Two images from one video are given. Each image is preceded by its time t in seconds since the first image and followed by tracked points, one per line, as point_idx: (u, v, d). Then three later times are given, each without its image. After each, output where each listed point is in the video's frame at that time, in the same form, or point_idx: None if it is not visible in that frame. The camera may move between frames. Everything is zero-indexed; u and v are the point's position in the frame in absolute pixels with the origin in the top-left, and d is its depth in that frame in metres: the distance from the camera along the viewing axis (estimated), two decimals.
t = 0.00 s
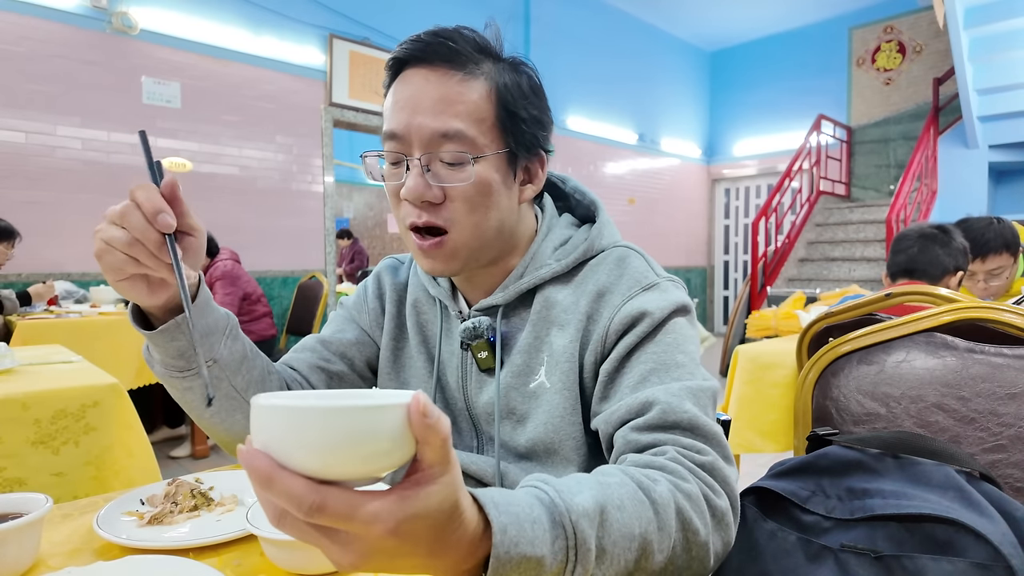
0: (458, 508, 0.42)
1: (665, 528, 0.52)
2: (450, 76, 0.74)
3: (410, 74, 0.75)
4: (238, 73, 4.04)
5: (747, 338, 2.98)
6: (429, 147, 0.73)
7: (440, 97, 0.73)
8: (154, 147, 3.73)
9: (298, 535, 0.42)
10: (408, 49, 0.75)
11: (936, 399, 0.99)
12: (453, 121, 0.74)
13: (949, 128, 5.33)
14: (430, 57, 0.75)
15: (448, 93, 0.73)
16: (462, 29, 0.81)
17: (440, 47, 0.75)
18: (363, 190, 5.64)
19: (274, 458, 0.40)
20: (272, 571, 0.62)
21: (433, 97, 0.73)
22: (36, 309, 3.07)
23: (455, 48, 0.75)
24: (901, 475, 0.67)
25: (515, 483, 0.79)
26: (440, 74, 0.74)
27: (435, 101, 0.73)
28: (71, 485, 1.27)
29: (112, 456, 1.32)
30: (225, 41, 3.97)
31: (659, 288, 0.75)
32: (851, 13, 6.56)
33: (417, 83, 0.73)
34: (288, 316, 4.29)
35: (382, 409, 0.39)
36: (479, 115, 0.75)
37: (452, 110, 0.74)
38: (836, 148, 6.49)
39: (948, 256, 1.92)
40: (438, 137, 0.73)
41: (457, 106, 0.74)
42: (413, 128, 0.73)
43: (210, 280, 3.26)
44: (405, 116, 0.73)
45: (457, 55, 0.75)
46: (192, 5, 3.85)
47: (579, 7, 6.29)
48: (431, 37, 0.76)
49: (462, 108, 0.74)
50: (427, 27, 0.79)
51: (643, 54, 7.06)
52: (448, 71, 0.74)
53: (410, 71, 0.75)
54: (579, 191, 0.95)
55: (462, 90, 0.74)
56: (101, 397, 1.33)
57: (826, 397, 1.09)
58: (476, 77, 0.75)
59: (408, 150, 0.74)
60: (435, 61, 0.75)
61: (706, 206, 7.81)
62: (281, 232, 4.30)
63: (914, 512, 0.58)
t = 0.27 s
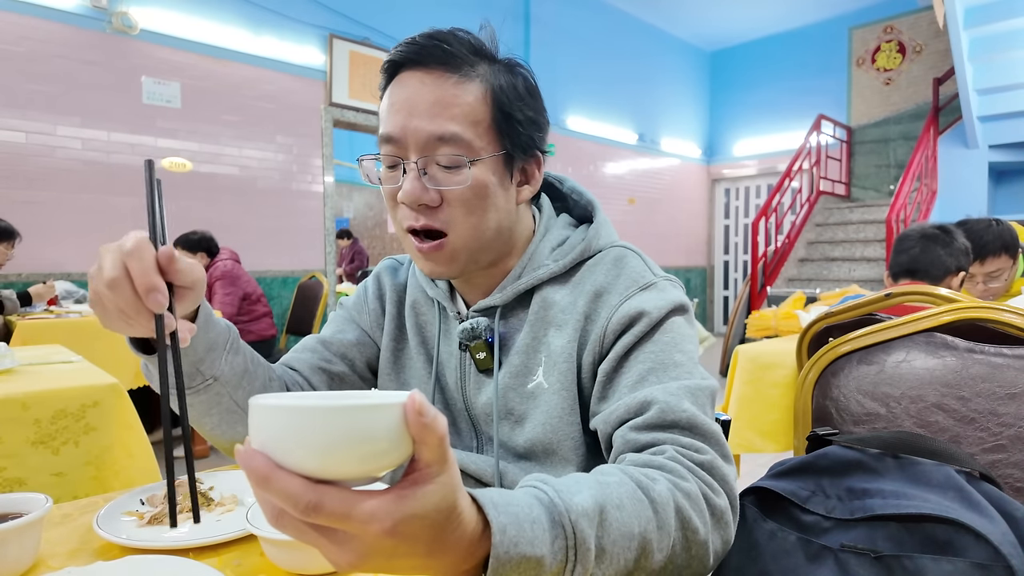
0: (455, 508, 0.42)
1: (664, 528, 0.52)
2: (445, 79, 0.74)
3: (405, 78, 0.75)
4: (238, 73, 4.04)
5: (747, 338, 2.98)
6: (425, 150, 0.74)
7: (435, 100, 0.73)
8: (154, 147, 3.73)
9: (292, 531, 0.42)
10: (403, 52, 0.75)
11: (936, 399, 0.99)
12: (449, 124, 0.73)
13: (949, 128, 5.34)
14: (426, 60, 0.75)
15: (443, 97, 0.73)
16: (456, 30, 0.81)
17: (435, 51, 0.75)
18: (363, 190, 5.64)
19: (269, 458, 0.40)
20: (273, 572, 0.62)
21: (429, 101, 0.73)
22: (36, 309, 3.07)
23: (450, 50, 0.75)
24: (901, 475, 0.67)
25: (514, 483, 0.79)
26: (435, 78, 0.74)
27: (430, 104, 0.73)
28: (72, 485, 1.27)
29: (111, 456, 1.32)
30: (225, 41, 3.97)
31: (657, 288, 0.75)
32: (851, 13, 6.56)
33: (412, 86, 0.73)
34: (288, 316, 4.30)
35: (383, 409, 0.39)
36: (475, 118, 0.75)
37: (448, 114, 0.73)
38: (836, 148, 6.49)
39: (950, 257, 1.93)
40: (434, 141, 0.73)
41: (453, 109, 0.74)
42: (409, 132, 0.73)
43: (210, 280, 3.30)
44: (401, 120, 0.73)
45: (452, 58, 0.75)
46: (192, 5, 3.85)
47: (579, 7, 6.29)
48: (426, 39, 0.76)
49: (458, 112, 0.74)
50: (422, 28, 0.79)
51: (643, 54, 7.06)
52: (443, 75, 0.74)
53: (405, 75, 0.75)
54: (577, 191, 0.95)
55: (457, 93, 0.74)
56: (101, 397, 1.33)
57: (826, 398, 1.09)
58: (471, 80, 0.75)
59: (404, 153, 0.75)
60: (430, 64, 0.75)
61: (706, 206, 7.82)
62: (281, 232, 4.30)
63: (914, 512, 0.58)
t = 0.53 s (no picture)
0: (456, 508, 0.42)
1: (664, 528, 0.52)
2: (446, 82, 0.73)
3: (405, 83, 0.74)
4: (238, 74, 4.04)
5: (747, 338, 2.98)
6: (428, 155, 0.73)
7: (437, 105, 0.73)
8: (154, 147, 3.73)
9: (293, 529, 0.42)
10: (403, 56, 0.75)
11: (936, 399, 0.99)
12: (450, 129, 0.73)
13: (949, 128, 5.33)
14: (426, 63, 0.74)
15: (445, 101, 0.73)
16: (456, 32, 0.81)
17: (436, 56, 0.75)
18: (363, 190, 5.64)
19: (269, 455, 0.39)
20: (272, 573, 0.62)
21: (430, 106, 0.72)
22: (36, 309, 3.07)
23: (452, 54, 0.75)
24: (901, 475, 0.67)
25: (516, 484, 0.79)
26: (436, 83, 0.73)
27: (432, 109, 0.73)
28: (72, 485, 1.26)
29: (111, 456, 1.32)
30: (225, 41, 3.97)
31: (658, 290, 0.75)
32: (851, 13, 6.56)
33: (414, 89, 0.73)
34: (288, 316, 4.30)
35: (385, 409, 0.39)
36: (477, 122, 0.75)
37: (449, 119, 0.73)
38: (836, 148, 6.49)
39: (952, 258, 1.92)
40: (436, 146, 0.73)
41: (455, 113, 0.73)
42: (411, 137, 0.73)
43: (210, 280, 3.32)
44: (402, 123, 0.73)
45: (453, 62, 0.75)
46: (192, 5, 3.85)
47: (579, 6, 6.28)
48: (426, 43, 0.76)
49: (460, 116, 0.74)
50: (421, 32, 0.79)
51: (643, 54, 7.06)
52: (443, 78, 0.74)
53: (406, 79, 0.75)
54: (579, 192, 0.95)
55: (458, 97, 0.74)
56: (101, 397, 1.33)
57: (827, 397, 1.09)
58: (473, 82, 0.75)
59: (406, 158, 0.74)
60: (431, 67, 0.74)
61: (706, 206, 7.82)
62: (281, 232, 4.30)
63: (914, 512, 0.58)
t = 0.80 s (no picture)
0: (456, 508, 0.42)
1: (665, 528, 0.52)
2: (448, 85, 0.73)
3: (407, 86, 0.74)
4: (239, 73, 4.04)
5: (747, 338, 2.98)
6: (430, 159, 0.73)
7: (439, 107, 0.72)
8: (154, 147, 3.73)
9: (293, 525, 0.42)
10: (405, 58, 0.75)
11: (936, 399, 0.99)
12: (453, 132, 0.73)
13: (949, 129, 5.33)
14: (428, 66, 0.74)
15: (448, 104, 0.73)
16: (457, 33, 0.81)
17: (438, 57, 0.74)
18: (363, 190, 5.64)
19: (269, 453, 0.39)
20: (272, 572, 0.62)
21: (433, 108, 0.72)
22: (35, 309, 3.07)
23: (453, 56, 0.75)
24: (901, 475, 0.67)
25: (516, 484, 0.79)
26: (439, 86, 0.73)
27: (434, 112, 0.72)
28: (72, 486, 1.26)
29: (110, 455, 1.33)
30: (225, 41, 3.97)
31: (660, 291, 0.75)
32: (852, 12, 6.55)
33: (415, 92, 0.73)
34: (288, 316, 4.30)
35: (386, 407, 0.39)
36: (481, 125, 0.75)
37: (451, 123, 0.73)
38: (836, 148, 6.49)
39: (953, 257, 1.93)
40: (439, 149, 0.73)
41: (458, 115, 0.73)
42: (414, 140, 0.72)
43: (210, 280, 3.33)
44: (405, 127, 0.73)
45: (456, 64, 0.75)
46: (192, 5, 3.85)
47: (579, 6, 6.28)
48: (428, 45, 0.75)
49: (463, 119, 0.73)
50: (422, 33, 0.79)
51: (643, 54, 7.06)
52: (446, 80, 0.73)
53: (408, 81, 0.74)
54: (580, 193, 0.95)
55: (461, 99, 0.73)
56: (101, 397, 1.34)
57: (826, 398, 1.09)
58: (475, 84, 0.75)
59: (409, 161, 0.74)
60: (434, 70, 0.74)
61: (706, 206, 7.82)
62: (281, 232, 4.30)
63: (914, 512, 0.58)
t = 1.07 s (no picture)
0: (457, 507, 0.42)
1: (665, 528, 0.52)
2: (456, 81, 0.73)
3: (414, 81, 0.74)
4: (239, 74, 4.04)
5: (747, 338, 2.98)
6: (437, 155, 0.73)
7: (446, 104, 0.72)
8: (154, 147, 3.73)
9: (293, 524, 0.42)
10: (412, 53, 0.75)
11: (935, 399, 0.99)
12: (460, 127, 0.73)
13: (949, 128, 5.33)
14: (435, 62, 0.74)
15: (455, 100, 0.73)
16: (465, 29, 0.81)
17: (446, 53, 0.75)
18: (363, 190, 5.64)
19: (270, 451, 0.39)
20: (272, 573, 0.62)
21: (440, 103, 0.72)
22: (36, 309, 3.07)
23: (461, 52, 0.75)
24: (901, 475, 0.67)
25: (516, 484, 0.79)
26: (446, 81, 0.73)
27: (441, 107, 0.72)
28: (72, 486, 1.25)
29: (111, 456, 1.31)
30: (225, 41, 3.97)
31: (662, 292, 0.75)
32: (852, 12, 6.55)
33: (423, 87, 0.73)
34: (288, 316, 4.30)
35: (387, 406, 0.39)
36: (487, 122, 0.75)
37: (458, 119, 0.73)
38: (836, 148, 6.49)
39: (953, 257, 1.93)
40: (446, 145, 0.73)
41: (465, 112, 0.73)
42: (421, 136, 0.72)
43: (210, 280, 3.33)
44: (411, 122, 0.73)
45: (463, 60, 0.75)
46: (191, 5, 3.85)
47: (579, 6, 6.28)
48: (435, 41, 0.75)
49: (469, 115, 0.73)
50: (430, 29, 0.79)
51: (643, 54, 7.06)
52: (454, 77, 0.73)
53: (415, 76, 0.74)
54: (582, 194, 0.95)
55: (468, 95, 0.73)
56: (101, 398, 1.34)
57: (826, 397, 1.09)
58: (482, 82, 0.75)
59: (415, 157, 0.74)
60: (441, 65, 0.74)
61: (706, 206, 7.82)
62: (281, 232, 4.30)
63: (914, 512, 0.58)
